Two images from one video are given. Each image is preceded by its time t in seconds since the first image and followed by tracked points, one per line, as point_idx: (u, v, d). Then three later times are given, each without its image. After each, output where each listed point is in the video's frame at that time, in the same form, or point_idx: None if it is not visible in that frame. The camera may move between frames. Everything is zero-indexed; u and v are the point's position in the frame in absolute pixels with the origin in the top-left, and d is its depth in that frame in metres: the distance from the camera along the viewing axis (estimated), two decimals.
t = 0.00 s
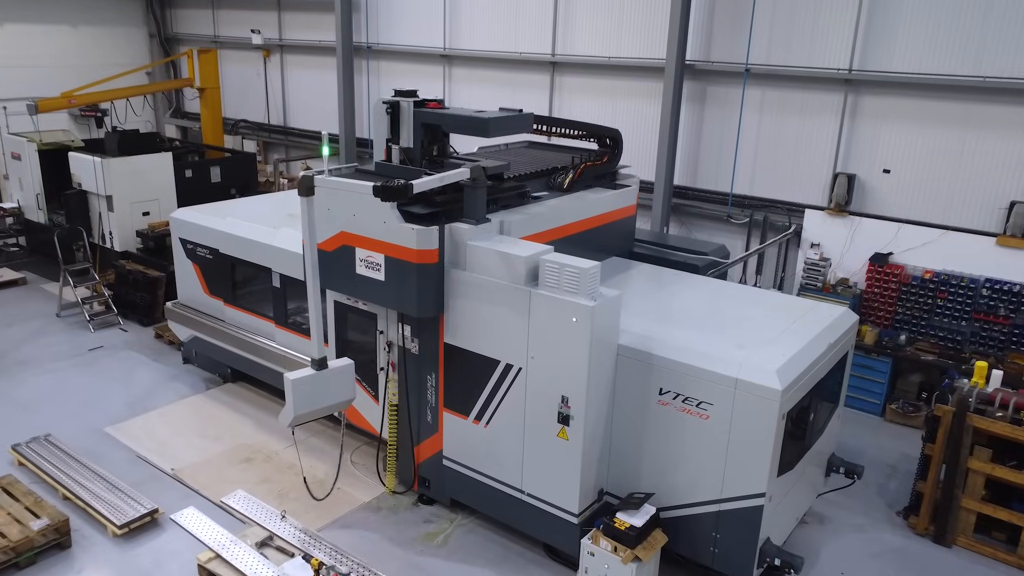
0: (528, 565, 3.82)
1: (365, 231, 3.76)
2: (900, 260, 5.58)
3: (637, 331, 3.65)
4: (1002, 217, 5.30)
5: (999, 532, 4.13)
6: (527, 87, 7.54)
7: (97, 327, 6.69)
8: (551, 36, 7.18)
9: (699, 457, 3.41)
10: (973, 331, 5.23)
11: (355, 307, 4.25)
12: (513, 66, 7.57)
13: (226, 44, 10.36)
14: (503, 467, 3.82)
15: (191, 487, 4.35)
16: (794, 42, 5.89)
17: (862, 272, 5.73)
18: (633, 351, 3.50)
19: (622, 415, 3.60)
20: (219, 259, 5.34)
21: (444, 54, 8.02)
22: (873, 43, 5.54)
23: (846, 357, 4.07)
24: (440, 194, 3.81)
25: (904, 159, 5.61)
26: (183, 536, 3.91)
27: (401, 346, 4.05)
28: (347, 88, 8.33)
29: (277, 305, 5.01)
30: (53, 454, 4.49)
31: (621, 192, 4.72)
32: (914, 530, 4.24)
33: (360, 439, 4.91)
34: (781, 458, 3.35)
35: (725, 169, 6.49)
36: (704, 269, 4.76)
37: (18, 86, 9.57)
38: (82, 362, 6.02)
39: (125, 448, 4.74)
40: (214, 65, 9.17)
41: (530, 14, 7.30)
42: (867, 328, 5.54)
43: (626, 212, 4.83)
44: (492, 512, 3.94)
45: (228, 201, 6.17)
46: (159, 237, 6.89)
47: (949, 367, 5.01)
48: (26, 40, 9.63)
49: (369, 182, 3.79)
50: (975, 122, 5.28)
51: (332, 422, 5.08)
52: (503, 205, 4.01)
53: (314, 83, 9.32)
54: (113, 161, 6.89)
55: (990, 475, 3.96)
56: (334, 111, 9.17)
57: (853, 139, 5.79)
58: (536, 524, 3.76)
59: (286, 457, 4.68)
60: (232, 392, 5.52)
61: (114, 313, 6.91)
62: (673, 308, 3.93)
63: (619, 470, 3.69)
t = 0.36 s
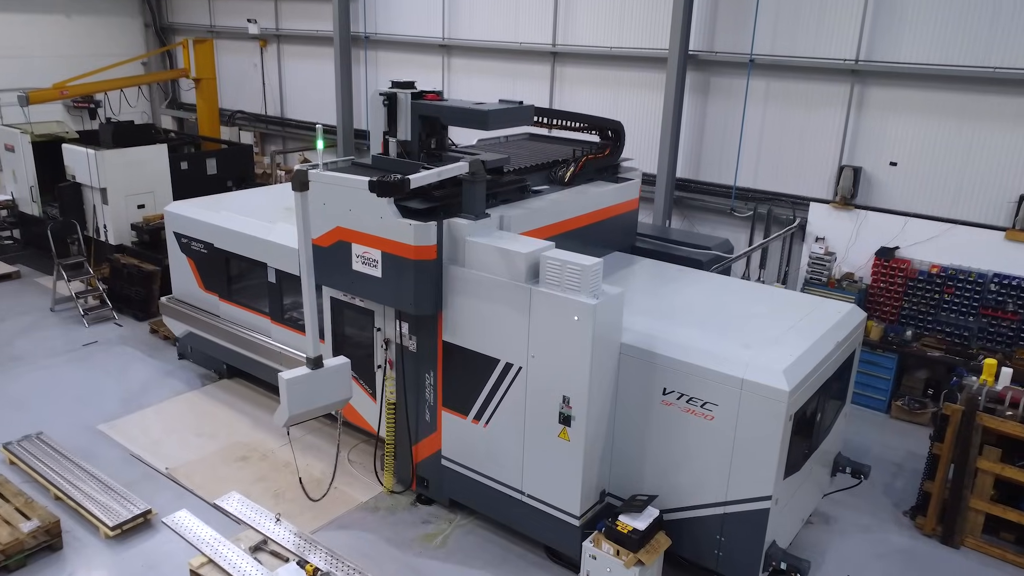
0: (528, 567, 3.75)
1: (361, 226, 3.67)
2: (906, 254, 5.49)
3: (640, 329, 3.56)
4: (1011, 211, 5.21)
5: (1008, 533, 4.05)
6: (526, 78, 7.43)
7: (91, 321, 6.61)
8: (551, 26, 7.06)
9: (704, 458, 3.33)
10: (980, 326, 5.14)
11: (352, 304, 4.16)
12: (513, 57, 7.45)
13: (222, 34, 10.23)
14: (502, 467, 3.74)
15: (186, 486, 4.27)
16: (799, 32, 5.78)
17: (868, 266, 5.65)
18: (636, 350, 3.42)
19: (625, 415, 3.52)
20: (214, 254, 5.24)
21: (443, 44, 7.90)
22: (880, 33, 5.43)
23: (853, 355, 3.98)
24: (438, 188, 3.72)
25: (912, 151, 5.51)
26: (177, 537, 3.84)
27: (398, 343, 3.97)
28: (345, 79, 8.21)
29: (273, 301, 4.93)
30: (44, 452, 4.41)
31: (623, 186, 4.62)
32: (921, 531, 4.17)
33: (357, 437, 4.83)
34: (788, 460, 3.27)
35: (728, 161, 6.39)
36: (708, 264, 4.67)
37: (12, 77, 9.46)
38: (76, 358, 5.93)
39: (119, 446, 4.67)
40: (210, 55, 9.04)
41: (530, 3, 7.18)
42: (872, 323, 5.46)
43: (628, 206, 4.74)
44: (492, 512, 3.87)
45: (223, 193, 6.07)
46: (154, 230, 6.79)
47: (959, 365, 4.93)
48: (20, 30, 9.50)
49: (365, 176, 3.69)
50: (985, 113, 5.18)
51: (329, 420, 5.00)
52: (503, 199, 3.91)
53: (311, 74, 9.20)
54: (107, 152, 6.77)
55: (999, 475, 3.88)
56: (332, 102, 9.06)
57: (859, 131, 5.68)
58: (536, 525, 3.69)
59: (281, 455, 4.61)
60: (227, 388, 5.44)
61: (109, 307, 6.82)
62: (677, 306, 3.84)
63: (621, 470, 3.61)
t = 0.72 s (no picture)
0: (528, 570, 3.67)
1: (357, 222, 3.57)
2: (913, 249, 5.40)
3: (643, 328, 3.47)
4: (1021, 205, 5.11)
5: (1017, 534, 3.98)
6: (526, 69, 7.31)
7: (86, 316, 6.53)
8: (552, 16, 6.94)
9: (708, 461, 3.25)
10: (988, 323, 5.06)
11: (348, 301, 4.08)
12: (513, 47, 7.33)
13: (218, 24, 10.10)
14: (502, 468, 3.66)
15: (179, 487, 4.20)
16: (805, 21, 5.66)
17: (873, 261, 5.56)
18: (639, 350, 3.34)
19: (627, 415, 3.44)
20: (209, 249, 5.15)
21: (442, 34, 7.78)
22: (888, 23, 5.32)
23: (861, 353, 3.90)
24: (436, 183, 3.62)
25: (919, 143, 5.41)
26: (170, 539, 3.76)
27: (396, 341, 3.88)
28: (343, 70, 8.09)
29: (268, 296, 4.84)
30: (36, 452, 4.33)
31: (625, 180, 4.53)
32: (928, 532, 4.09)
33: (355, 435, 4.76)
34: (795, 463, 3.19)
35: (731, 154, 6.29)
36: (711, 259, 4.58)
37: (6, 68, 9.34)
38: (70, 354, 5.85)
39: (112, 445, 4.59)
40: (206, 46, 8.91)
41: None
42: (877, 319, 5.37)
43: (630, 200, 4.64)
44: (491, 514, 3.79)
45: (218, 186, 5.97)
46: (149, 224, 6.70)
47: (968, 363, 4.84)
48: (13, 20, 9.37)
49: (361, 171, 3.60)
50: (994, 105, 5.07)
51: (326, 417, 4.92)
52: (502, 194, 3.81)
53: (308, 65, 9.08)
54: (101, 145, 6.67)
55: (1009, 476, 3.80)
56: (329, 93, 8.94)
57: (865, 123, 5.58)
58: (537, 528, 3.61)
59: (277, 454, 4.53)
60: (223, 385, 5.36)
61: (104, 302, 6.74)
62: (680, 303, 3.75)
63: (624, 471, 3.53)
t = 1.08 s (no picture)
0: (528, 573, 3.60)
1: (352, 218, 3.48)
2: (920, 243, 5.31)
3: (646, 327, 3.38)
4: None
5: None
6: (527, 59, 7.19)
7: (79, 311, 6.44)
8: (552, 5, 6.82)
9: (713, 464, 3.16)
10: (996, 319, 4.97)
11: (344, 298, 3.98)
12: (513, 37, 7.21)
13: (215, 14, 9.96)
14: (501, 470, 3.58)
15: (173, 487, 4.12)
16: (811, 11, 5.54)
17: (879, 256, 5.47)
18: (641, 350, 3.25)
19: (630, 416, 3.36)
20: (203, 244, 5.06)
21: (440, 24, 7.65)
22: (895, 13, 5.20)
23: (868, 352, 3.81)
24: (433, 178, 3.53)
25: (926, 136, 5.30)
26: (161, 541, 3.68)
27: (392, 339, 3.79)
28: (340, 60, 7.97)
29: (263, 292, 4.76)
30: (26, 452, 4.25)
31: (627, 173, 4.43)
32: (936, 533, 4.01)
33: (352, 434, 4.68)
34: (802, 466, 3.11)
35: (735, 146, 6.18)
36: (715, 254, 4.49)
37: None
38: (63, 350, 5.77)
39: (105, 444, 4.51)
40: (202, 36, 8.78)
41: None
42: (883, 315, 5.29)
43: (632, 195, 4.54)
44: (490, 516, 3.72)
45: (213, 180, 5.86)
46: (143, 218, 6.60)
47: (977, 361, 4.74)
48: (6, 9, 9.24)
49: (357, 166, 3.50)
50: (1004, 97, 4.96)
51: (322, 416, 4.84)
52: (502, 189, 3.72)
53: (305, 55, 8.95)
54: (94, 137, 6.56)
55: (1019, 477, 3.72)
56: (326, 84, 8.82)
57: (872, 115, 5.47)
58: (537, 530, 3.53)
59: (273, 453, 4.45)
60: (218, 382, 5.28)
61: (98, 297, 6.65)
62: (684, 301, 3.66)
63: (626, 473, 3.45)
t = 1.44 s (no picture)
0: None
1: (347, 215, 3.38)
2: (927, 239, 5.22)
3: (649, 327, 3.29)
4: None
5: None
6: (526, 50, 7.07)
7: (73, 307, 6.35)
8: None
9: (718, 468, 3.08)
10: (1005, 316, 4.89)
11: (340, 296, 3.89)
12: (512, 27, 7.09)
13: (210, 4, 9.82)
14: (500, 472, 3.50)
15: (165, 489, 4.03)
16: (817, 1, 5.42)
17: (885, 251, 5.38)
18: (644, 351, 3.15)
19: (632, 418, 3.27)
20: (196, 239, 4.96)
21: (438, 14, 7.51)
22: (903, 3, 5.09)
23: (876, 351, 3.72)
24: (430, 173, 3.43)
25: (934, 129, 5.19)
26: (153, 545, 3.60)
27: (389, 338, 3.70)
28: (337, 51, 7.84)
29: (258, 289, 4.67)
30: (15, 453, 4.16)
31: (629, 168, 4.33)
32: (944, 536, 3.93)
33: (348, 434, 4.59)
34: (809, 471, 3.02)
35: (738, 139, 6.08)
36: (718, 250, 4.39)
37: None
38: (55, 346, 5.68)
39: (97, 444, 4.42)
40: (197, 26, 8.65)
41: None
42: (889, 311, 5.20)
43: (635, 189, 4.43)
44: (488, 519, 3.64)
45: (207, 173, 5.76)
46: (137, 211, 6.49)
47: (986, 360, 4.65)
48: None
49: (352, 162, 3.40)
50: (1014, 89, 4.85)
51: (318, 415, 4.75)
52: (501, 184, 3.61)
53: (301, 46, 8.82)
54: (87, 129, 6.45)
55: None
56: (323, 75, 8.70)
57: (878, 108, 5.36)
58: (537, 535, 3.45)
59: (267, 453, 4.36)
60: (213, 379, 5.19)
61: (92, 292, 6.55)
62: (688, 300, 3.57)
63: (628, 476, 3.36)
